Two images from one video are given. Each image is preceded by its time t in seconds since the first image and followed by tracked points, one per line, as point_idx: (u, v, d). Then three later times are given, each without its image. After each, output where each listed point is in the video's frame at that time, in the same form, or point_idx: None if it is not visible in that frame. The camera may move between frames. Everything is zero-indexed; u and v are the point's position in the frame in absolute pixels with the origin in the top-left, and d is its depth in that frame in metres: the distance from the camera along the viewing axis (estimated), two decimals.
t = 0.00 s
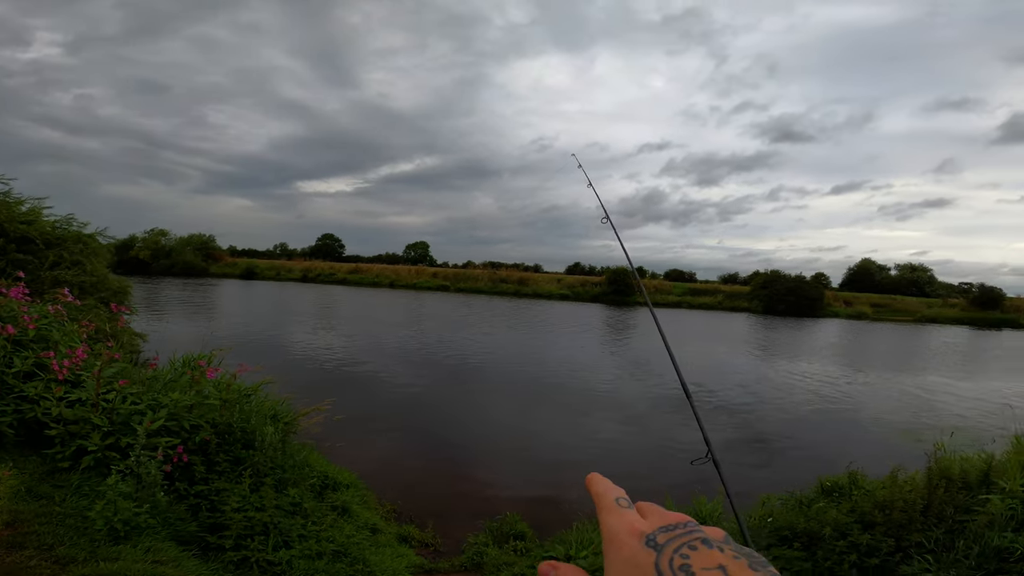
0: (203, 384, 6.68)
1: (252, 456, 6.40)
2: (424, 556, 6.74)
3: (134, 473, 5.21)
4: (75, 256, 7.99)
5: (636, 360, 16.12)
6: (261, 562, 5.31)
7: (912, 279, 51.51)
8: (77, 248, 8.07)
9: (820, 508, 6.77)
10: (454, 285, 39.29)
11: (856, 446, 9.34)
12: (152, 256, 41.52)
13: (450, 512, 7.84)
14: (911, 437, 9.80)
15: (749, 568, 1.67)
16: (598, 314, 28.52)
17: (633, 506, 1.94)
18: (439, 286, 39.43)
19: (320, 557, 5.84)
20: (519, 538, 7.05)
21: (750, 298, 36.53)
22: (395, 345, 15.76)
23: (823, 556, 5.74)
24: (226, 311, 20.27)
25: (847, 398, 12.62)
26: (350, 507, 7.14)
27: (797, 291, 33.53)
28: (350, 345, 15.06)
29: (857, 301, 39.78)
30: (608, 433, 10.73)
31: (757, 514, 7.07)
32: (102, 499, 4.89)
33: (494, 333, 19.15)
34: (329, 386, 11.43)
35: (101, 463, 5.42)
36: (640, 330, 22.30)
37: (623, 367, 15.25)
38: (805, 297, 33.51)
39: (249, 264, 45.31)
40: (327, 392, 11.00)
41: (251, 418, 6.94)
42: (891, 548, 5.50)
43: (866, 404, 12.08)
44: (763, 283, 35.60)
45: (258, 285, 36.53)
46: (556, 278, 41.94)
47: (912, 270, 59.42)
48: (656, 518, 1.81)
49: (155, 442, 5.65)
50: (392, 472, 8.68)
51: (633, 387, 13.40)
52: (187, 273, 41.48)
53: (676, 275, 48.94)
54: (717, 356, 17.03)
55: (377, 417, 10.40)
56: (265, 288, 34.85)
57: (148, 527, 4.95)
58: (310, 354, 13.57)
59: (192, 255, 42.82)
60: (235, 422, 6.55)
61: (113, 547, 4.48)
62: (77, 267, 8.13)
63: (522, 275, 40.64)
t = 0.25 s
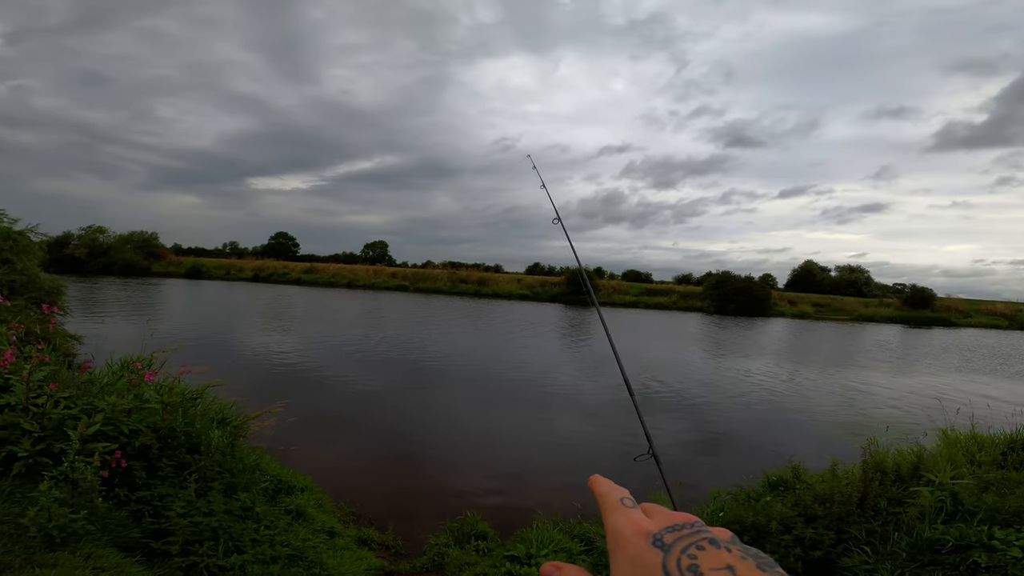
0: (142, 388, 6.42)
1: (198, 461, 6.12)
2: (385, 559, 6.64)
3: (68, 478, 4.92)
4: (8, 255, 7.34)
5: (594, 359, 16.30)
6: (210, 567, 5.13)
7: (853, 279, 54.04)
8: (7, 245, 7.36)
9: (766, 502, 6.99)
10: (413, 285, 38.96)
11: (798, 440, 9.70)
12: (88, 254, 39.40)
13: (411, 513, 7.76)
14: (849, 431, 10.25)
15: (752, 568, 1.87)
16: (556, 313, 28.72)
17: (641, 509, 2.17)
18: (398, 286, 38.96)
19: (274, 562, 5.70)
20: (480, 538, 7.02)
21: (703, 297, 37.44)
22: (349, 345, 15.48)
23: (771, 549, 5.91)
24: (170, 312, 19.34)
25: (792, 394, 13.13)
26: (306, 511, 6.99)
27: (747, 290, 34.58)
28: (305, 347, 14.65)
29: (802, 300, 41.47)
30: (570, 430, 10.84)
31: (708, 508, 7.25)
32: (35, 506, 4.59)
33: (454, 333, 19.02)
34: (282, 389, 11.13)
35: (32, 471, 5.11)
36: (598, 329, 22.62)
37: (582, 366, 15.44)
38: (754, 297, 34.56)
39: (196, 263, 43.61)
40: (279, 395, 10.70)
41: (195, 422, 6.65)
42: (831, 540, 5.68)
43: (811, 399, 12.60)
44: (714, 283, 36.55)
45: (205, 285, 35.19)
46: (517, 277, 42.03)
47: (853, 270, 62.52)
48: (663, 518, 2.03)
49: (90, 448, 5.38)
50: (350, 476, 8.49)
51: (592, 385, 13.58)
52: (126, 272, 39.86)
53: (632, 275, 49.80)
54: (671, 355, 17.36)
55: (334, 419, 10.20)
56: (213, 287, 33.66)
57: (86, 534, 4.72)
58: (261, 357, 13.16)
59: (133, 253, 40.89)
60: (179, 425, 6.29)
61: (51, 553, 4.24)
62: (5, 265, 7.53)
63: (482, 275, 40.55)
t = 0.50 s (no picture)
0: (104, 391, 6.25)
1: (162, 464, 5.97)
2: (359, 561, 6.55)
3: (25, 482, 4.75)
4: None
5: (570, 361, 16.36)
6: (178, 571, 5.01)
7: (820, 281, 55.46)
8: None
9: (736, 500, 7.09)
10: (388, 286, 38.67)
11: (766, 439, 9.87)
12: (48, 253, 38.16)
13: (387, 515, 7.69)
14: (814, 430, 10.48)
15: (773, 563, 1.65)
16: (532, 315, 28.81)
17: (657, 500, 1.99)
18: (373, 287, 38.63)
19: (245, 565, 5.59)
20: (456, 540, 6.97)
21: (675, 300, 37.94)
22: (320, 347, 15.26)
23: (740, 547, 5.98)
24: (134, 314, 18.75)
25: (761, 394, 13.38)
26: (277, 514, 6.88)
27: (718, 293, 35.14)
28: (276, 350, 14.38)
29: (770, 302, 42.41)
30: (547, 431, 10.87)
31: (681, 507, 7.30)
32: None
33: (429, 335, 18.91)
34: (253, 392, 10.91)
35: None
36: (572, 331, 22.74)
37: (559, 368, 15.49)
38: (725, 300, 35.15)
39: (162, 263, 42.55)
40: (249, 399, 10.50)
41: (159, 425, 6.49)
42: (796, 538, 5.79)
43: (779, 399, 12.90)
44: (686, 285, 37.05)
45: (174, 286, 34.38)
46: (493, 279, 42.02)
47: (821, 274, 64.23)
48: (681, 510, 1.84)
49: (48, 451, 5.21)
50: (323, 479, 8.36)
51: (567, 387, 13.64)
52: (86, 271, 38.70)
53: (608, 278, 50.19)
54: (645, 356, 17.51)
55: (306, 423, 10.05)
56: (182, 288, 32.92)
57: (45, 538, 4.56)
58: (230, 359, 12.90)
59: (95, 253, 39.77)
60: (143, 429, 6.13)
61: (8, 558, 4.10)
62: None
63: (457, 277, 40.39)
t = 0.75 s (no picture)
0: (80, 394, 6.11)
1: (141, 467, 5.85)
2: (345, 564, 6.47)
3: None
4: None
5: (556, 362, 16.39)
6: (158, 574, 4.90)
7: (801, 283, 56.35)
8: None
9: (719, 499, 7.16)
10: (374, 287, 38.39)
11: (748, 438, 9.99)
12: (22, 253, 37.20)
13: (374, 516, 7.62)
14: (795, 429, 10.63)
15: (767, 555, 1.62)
16: (518, 317, 28.80)
17: (649, 497, 1.97)
18: (358, 288, 38.33)
19: (226, 569, 5.48)
20: (442, 541, 6.93)
21: (659, 301, 38.27)
22: (304, 349, 15.09)
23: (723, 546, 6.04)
24: (111, 315, 18.36)
25: (744, 394, 13.54)
26: (259, 517, 6.77)
27: (701, 295, 35.52)
28: (259, 351, 14.19)
29: (752, 303, 42.98)
30: (534, 432, 10.88)
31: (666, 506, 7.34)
32: None
33: (414, 336, 18.81)
34: (235, 394, 10.75)
35: None
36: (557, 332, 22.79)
37: (545, 369, 15.53)
38: (708, 301, 35.54)
39: (141, 263, 41.71)
40: (230, 401, 10.33)
41: (138, 427, 6.35)
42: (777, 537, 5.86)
43: (762, 399, 13.07)
44: (671, 287, 37.39)
45: (153, 287, 33.71)
46: (479, 280, 41.96)
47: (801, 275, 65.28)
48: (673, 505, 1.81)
49: (22, 454, 5.07)
50: (308, 481, 8.26)
51: (553, 388, 13.67)
52: (61, 271, 37.85)
53: (593, 278, 50.38)
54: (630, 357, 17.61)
55: (289, 425, 9.91)
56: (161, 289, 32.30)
57: (20, 541, 4.43)
58: (211, 361, 12.69)
59: (71, 253, 38.87)
60: (121, 431, 6.00)
61: None
62: None
63: (444, 277, 40.23)
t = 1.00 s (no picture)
0: (80, 395, 6.10)
1: (141, 468, 5.84)
2: (346, 564, 6.47)
3: None
4: None
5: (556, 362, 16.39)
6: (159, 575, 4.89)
7: (801, 283, 56.37)
8: None
9: (719, 498, 7.17)
10: (373, 288, 38.37)
11: (748, 438, 10.00)
12: (20, 254, 37.16)
13: (374, 517, 7.62)
14: (794, 429, 10.64)
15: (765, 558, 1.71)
16: (517, 317, 28.81)
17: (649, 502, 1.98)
18: (357, 289, 38.30)
19: (227, 570, 5.47)
20: (442, 542, 6.92)
21: (659, 301, 38.26)
22: (303, 350, 15.10)
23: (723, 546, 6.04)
24: (110, 316, 18.33)
25: (743, 394, 13.56)
26: (260, 518, 6.77)
27: (700, 295, 35.52)
28: (259, 352, 14.19)
29: (751, 302, 42.98)
30: (535, 432, 10.89)
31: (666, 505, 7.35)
32: None
33: (413, 337, 18.81)
34: (235, 395, 10.74)
35: None
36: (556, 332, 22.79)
37: (545, 369, 15.54)
38: (707, 301, 35.54)
39: (140, 264, 41.68)
40: (230, 402, 10.33)
41: (137, 428, 6.34)
42: (777, 537, 5.85)
43: (761, 399, 13.09)
44: (670, 287, 37.40)
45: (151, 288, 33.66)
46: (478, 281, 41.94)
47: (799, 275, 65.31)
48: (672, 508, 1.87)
49: (22, 455, 5.06)
50: (309, 483, 8.25)
51: (553, 388, 13.68)
52: (59, 273, 37.87)
53: (592, 278, 50.39)
54: (629, 357, 17.62)
55: (290, 426, 9.91)
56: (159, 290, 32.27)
57: (20, 542, 4.42)
58: (210, 362, 12.68)
59: (69, 253, 38.85)
60: (121, 433, 5.99)
61: None
62: None
63: (443, 278, 40.21)
